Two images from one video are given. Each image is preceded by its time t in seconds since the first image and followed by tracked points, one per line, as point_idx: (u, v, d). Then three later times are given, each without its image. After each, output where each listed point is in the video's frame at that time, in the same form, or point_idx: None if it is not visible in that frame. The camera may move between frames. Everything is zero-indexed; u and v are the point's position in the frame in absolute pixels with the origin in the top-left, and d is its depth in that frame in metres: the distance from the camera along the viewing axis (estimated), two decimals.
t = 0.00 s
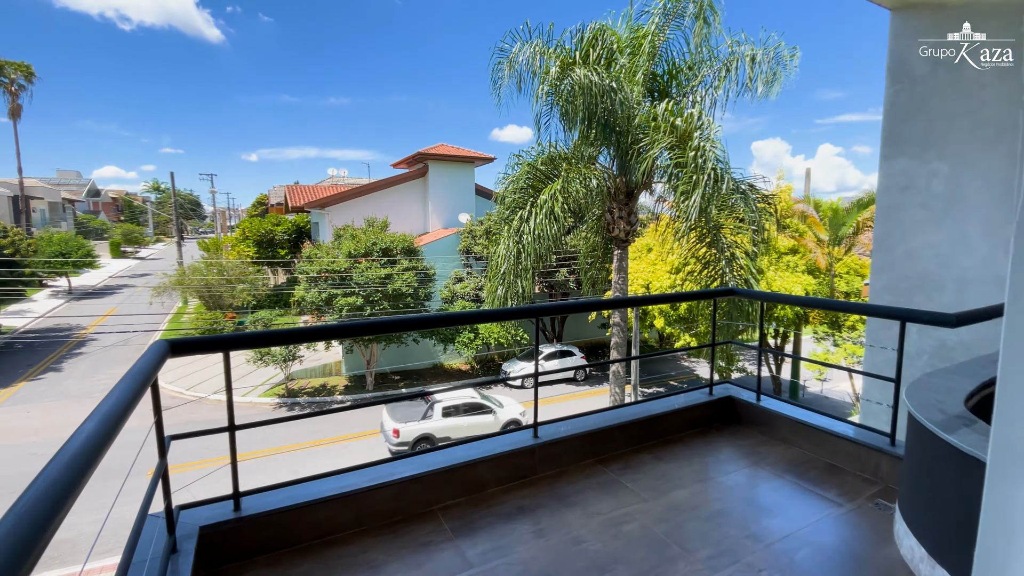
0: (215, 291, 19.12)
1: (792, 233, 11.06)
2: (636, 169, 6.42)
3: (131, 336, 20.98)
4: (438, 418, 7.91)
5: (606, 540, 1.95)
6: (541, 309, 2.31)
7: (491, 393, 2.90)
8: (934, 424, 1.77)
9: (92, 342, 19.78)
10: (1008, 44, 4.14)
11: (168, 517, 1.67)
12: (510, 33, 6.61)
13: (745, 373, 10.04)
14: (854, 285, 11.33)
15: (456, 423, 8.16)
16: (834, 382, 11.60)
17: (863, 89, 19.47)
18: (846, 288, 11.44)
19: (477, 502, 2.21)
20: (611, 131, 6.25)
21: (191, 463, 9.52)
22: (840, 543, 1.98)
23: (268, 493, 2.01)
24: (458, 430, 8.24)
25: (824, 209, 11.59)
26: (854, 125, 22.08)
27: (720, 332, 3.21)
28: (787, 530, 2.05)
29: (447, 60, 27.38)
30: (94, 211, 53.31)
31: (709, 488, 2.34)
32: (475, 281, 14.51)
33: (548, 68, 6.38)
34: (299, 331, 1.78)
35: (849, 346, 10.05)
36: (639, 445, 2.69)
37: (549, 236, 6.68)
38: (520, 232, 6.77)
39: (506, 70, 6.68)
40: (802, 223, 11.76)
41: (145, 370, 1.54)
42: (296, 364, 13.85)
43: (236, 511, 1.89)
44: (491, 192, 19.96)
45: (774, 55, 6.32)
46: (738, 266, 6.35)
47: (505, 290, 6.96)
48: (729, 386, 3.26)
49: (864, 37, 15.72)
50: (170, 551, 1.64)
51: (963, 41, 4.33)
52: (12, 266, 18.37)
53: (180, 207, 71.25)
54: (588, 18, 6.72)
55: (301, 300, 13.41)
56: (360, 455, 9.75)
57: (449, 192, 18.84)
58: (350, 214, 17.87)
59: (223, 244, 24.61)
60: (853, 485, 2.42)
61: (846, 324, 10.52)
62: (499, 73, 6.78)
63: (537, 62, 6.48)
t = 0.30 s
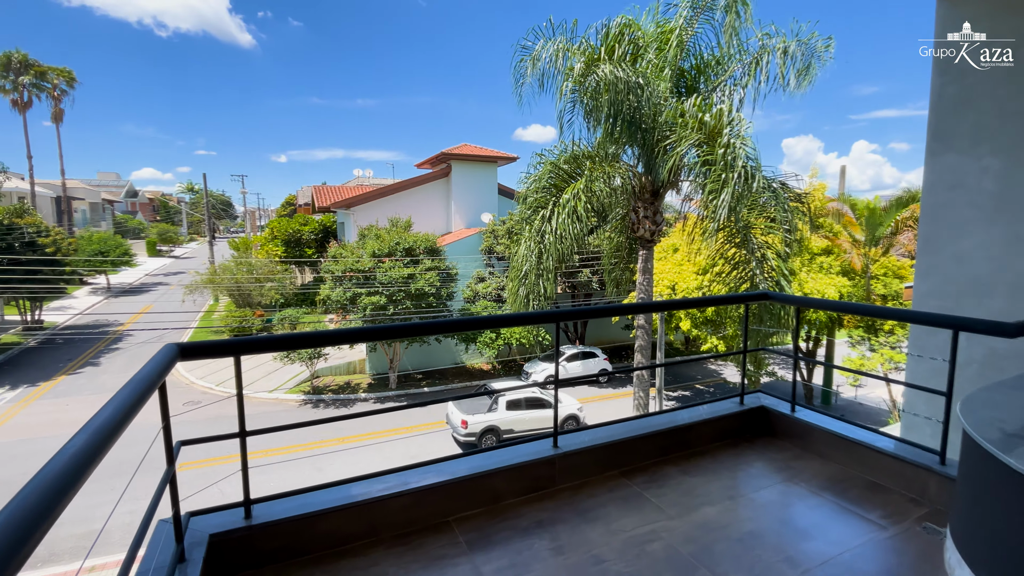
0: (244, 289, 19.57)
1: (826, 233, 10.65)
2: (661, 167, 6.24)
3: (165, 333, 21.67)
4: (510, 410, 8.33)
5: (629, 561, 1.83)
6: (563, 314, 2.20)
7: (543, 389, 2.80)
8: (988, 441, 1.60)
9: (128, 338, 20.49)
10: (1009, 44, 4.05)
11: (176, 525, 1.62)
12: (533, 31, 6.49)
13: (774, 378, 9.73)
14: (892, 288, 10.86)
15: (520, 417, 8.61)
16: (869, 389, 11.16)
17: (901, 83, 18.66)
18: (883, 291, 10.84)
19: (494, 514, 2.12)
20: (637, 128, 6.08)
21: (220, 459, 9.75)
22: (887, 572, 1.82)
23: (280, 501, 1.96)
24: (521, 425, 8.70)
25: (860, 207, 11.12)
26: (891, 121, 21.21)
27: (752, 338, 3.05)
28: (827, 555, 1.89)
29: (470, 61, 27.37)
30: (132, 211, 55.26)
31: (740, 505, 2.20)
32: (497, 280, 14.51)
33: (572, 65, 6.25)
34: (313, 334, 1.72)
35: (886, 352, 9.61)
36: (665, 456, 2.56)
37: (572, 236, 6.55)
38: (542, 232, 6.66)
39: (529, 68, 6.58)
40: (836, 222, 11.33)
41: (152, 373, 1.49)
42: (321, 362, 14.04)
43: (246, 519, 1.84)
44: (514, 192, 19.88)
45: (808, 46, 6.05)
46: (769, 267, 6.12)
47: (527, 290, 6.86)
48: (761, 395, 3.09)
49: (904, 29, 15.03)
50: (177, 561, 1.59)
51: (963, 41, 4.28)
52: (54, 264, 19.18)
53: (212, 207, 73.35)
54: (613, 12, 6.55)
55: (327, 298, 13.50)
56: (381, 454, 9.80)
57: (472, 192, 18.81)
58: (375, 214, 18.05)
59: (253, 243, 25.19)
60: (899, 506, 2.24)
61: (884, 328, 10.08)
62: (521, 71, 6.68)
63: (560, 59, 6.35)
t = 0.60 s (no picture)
0: (272, 288, 19.94)
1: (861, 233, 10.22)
2: (688, 166, 6.05)
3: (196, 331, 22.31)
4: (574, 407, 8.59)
5: None
6: (584, 319, 2.09)
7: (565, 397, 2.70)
8: None
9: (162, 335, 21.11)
10: (1007, 45, 4.14)
11: (182, 536, 1.57)
12: (556, 27, 6.39)
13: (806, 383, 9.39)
14: (934, 291, 10.37)
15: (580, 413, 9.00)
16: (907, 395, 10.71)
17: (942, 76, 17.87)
18: (923, 294, 10.48)
19: (510, 529, 2.03)
20: (663, 126, 5.91)
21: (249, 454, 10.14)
22: None
23: (290, 511, 1.90)
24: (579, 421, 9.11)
25: (899, 206, 10.65)
26: (930, 117, 20.35)
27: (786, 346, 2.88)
28: None
29: (493, 60, 27.27)
30: (167, 211, 57.08)
31: (773, 526, 2.05)
32: (519, 280, 14.44)
33: (597, 61, 6.11)
34: (325, 341, 1.65)
35: (927, 358, 9.18)
36: (691, 471, 2.43)
37: (595, 236, 6.39)
38: (565, 232, 6.53)
39: (551, 65, 6.48)
40: (873, 223, 10.88)
41: (157, 380, 1.43)
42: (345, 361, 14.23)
43: (256, 529, 1.78)
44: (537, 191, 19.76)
45: (844, 37, 5.79)
46: (802, 269, 5.88)
47: (549, 291, 6.73)
48: (795, 406, 2.93)
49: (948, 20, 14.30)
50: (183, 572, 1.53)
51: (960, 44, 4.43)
52: (93, 262, 19.89)
53: (242, 208, 75.14)
54: (640, 5, 6.34)
55: (352, 298, 13.60)
56: (403, 454, 9.82)
57: (495, 192, 18.75)
58: (398, 214, 18.16)
59: (280, 243, 25.66)
60: (950, 531, 2.06)
61: (923, 333, 9.63)
62: (544, 68, 6.58)
63: (584, 55, 6.22)
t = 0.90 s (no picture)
0: (297, 286, 20.30)
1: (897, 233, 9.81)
2: (715, 164, 5.85)
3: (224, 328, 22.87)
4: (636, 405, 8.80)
5: None
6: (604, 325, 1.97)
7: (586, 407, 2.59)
8: None
9: (192, 332, 21.70)
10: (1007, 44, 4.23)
11: (187, 547, 1.51)
12: (578, 24, 6.28)
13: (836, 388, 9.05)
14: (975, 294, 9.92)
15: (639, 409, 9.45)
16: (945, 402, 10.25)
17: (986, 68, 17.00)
18: (963, 297, 10.08)
19: (527, 544, 1.94)
20: (689, 122, 5.72)
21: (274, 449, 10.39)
22: None
23: (300, 520, 1.84)
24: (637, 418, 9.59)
25: (939, 205, 10.17)
26: (970, 111, 19.51)
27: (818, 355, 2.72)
28: None
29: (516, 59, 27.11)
30: (198, 212, 58.80)
31: (807, 549, 1.91)
32: (540, 280, 14.35)
33: (620, 58, 5.98)
34: (334, 348, 1.58)
35: (967, 365, 8.76)
36: (718, 486, 2.30)
37: (617, 236, 6.24)
38: (586, 232, 6.39)
39: (573, 62, 6.38)
40: (910, 222, 10.43)
41: (159, 389, 1.36)
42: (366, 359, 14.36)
43: (264, 539, 1.72)
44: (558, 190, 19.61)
45: (882, 28, 5.55)
46: (834, 271, 5.65)
47: (570, 291, 6.60)
48: (830, 419, 2.77)
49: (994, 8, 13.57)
50: None
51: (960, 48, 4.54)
52: (128, 260, 20.53)
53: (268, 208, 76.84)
54: None
55: (373, 297, 13.66)
56: (422, 454, 9.85)
57: (516, 192, 18.66)
58: (419, 214, 18.26)
59: (305, 242, 26.09)
60: (1005, 559, 1.89)
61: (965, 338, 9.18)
62: (565, 66, 6.47)
63: (608, 52, 6.12)
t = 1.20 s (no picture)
0: (320, 285, 20.56)
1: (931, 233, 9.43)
2: (742, 161, 5.68)
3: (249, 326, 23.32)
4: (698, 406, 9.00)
5: None
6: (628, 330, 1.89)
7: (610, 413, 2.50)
8: None
9: (218, 328, 22.19)
10: None
11: (199, 555, 1.48)
12: (600, 20, 6.16)
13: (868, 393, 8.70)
14: (1016, 296, 9.48)
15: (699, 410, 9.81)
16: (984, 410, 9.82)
17: None
18: (1003, 300, 9.62)
19: (547, 558, 1.86)
20: (714, 119, 5.56)
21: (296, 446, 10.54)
22: None
23: (314, 528, 1.79)
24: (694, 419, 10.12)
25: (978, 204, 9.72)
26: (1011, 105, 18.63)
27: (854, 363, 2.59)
28: None
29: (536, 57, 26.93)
30: (225, 211, 60.14)
31: (845, 570, 1.79)
32: (559, 280, 14.25)
33: (645, 54, 5.86)
34: (350, 351, 1.53)
35: (1007, 372, 8.33)
36: (748, 500, 2.18)
37: (639, 236, 6.11)
38: (607, 232, 6.28)
39: (594, 58, 6.26)
40: (947, 222, 10.03)
41: (169, 395, 1.31)
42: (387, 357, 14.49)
43: (278, 547, 1.68)
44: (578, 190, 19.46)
45: (919, 19, 5.36)
46: (868, 272, 5.42)
47: (590, 292, 6.49)
48: (868, 431, 2.62)
49: None
50: None
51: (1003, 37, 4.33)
52: (157, 259, 21.08)
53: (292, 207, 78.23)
54: None
55: (393, 296, 13.72)
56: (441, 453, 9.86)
57: (536, 191, 18.56)
58: (439, 214, 18.31)
59: (327, 241, 26.44)
60: None
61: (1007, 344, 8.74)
62: (585, 62, 6.36)
63: (631, 48, 6.01)
